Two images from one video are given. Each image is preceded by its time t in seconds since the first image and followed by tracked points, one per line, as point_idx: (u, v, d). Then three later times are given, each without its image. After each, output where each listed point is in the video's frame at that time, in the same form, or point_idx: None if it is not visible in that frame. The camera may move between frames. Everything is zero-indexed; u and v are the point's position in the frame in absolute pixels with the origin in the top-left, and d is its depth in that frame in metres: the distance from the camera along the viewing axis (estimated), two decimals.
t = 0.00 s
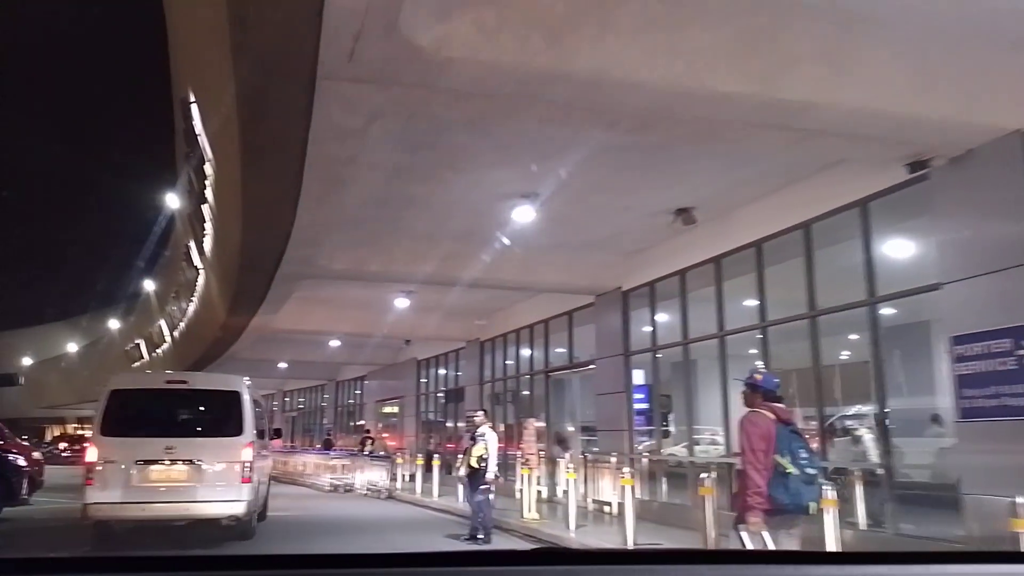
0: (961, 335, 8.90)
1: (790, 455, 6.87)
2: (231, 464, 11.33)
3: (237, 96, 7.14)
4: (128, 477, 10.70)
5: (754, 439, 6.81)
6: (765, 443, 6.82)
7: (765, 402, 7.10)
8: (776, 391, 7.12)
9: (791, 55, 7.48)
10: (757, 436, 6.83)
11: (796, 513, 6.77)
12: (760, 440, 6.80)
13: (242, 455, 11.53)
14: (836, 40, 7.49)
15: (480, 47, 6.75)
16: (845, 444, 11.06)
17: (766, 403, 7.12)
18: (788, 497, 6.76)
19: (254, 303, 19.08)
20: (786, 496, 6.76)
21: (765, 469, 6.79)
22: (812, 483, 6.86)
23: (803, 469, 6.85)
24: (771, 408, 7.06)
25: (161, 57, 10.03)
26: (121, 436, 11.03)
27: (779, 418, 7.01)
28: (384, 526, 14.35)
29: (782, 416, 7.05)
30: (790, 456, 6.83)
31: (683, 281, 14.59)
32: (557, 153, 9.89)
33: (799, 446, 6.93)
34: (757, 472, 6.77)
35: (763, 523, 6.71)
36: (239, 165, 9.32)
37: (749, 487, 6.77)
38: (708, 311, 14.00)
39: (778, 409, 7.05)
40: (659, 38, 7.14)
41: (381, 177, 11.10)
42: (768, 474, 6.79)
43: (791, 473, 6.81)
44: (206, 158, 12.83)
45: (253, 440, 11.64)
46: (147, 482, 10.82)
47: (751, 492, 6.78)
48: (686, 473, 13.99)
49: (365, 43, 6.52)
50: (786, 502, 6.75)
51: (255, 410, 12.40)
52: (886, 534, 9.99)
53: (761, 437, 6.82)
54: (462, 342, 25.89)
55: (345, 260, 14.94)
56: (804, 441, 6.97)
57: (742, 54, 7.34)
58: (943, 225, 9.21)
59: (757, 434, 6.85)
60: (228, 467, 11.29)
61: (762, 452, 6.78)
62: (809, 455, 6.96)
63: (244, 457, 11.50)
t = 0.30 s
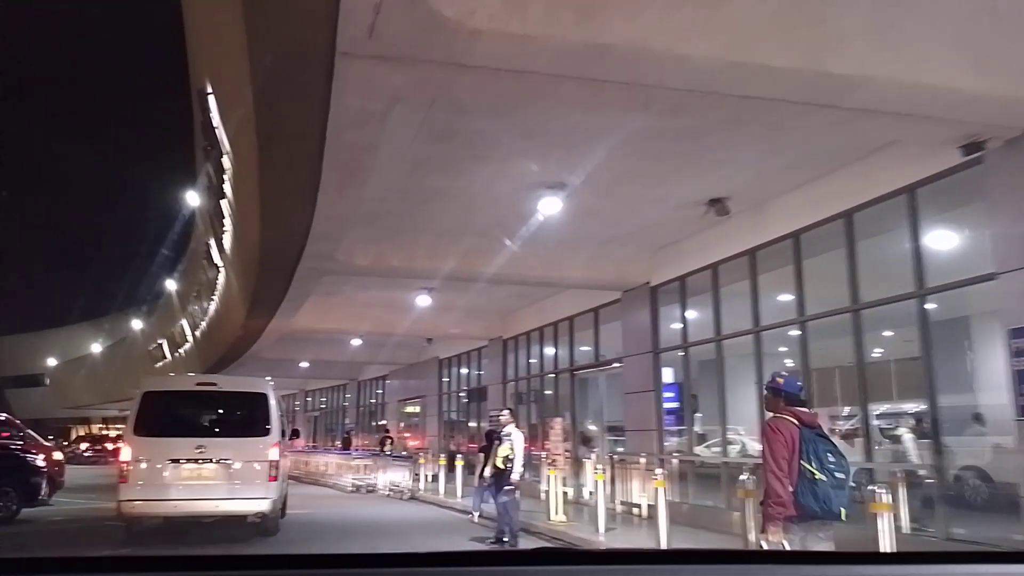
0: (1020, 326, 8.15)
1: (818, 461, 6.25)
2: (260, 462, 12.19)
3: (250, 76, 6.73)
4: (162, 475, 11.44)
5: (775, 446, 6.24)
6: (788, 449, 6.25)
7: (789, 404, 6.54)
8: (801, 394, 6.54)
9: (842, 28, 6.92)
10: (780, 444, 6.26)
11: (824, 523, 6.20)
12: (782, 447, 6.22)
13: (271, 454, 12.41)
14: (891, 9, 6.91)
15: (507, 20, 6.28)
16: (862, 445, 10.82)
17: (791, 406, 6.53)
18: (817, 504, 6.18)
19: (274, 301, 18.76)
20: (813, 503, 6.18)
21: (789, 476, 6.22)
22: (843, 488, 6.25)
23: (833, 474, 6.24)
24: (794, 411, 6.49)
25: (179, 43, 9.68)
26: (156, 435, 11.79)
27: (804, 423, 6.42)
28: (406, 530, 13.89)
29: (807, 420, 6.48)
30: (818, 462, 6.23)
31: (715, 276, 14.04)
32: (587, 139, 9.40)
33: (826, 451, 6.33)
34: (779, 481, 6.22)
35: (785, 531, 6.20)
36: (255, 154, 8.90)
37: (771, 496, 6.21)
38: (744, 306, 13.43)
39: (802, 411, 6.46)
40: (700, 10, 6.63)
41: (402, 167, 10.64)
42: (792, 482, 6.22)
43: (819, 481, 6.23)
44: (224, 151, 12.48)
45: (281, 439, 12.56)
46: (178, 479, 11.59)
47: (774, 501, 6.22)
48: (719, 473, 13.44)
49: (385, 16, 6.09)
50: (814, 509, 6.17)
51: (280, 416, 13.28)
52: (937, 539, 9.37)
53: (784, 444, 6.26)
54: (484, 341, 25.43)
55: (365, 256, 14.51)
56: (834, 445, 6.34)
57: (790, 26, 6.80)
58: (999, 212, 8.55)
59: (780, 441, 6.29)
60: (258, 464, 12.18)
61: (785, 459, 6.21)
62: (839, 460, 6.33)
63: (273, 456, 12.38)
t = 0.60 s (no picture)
0: None
1: (834, 457, 5.92)
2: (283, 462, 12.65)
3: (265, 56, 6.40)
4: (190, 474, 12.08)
5: (791, 443, 5.89)
6: (804, 446, 5.90)
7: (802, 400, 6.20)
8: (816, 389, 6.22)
9: None
10: (796, 439, 5.91)
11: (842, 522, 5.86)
12: (798, 444, 5.87)
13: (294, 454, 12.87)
14: None
15: None
16: (878, 447, 10.90)
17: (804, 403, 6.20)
18: (835, 503, 5.84)
19: (295, 300, 18.44)
20: (831, 501, 5.84)
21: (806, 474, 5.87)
22: (860, 484, 5.92)
23: (850, 471, 5.91)
24: (809, 407, 6.15)
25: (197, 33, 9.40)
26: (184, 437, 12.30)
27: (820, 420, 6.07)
28: (429, 532, 13.50)
29: (821, 415, 6.14)
30: (834, 458, 5.89)
31: (748, 270, 13.51)
32: (617, 125, 8.97)
33: (843, 447, 5.97)
34: (796, 478, 5.85)
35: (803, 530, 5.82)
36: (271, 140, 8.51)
37: (788, 494, 5.84)
38: (779, 301, 12.89)
39: (816, 406, 6.11)
40: None
41: (425, 156, 10.20)
42: (809, 479, 5.87)
43: (837, 478, 5.88)
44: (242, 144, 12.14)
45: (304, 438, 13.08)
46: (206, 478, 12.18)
47: (792, 498, 5.84)
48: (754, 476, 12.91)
49: None
50: (832, 508, 5.83)
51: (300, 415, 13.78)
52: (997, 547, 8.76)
53: (800, 440, 5.90)
54: (507, 340, 25.00)
55: (386, 252, 14.09)
56: (850, 440, 6.01)
57: None
58: None
59: (795, 437, 5.93)
60: (281, 463, 12.65)
61: (801, 456, 5.85)
62: (855, 456, 5.98)
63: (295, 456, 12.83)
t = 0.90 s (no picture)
0: None
1: (861, 463, 5.66)
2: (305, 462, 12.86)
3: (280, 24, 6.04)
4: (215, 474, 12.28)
5: (816, 448, 5.64)
6: (830, 451, 5.65)
7: (829, 403, 5.93)
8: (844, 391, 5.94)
9: None
10: (821, 444, 5.66)
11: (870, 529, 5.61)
12: (824, 449, 5.62)
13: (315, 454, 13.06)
14: None
15: None
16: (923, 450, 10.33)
17: (831, 406, 5.92)
18: (862, 509, 5.58)
19: (314, 299, 18.07)
20: (858, 508, 5.58)
21: (831, 480, 5.62)
22: (888, 491, 5.66)
23: (878, 477, 5.65)
24: (836, 411, 5.88)
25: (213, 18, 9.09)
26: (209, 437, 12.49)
27: (846, 424, 5.80)
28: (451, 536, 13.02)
29: (849, 419, 5.87)
30: (861, 464, 5.63)
31: (783, 264, 12.97)
32: (650, 106, 8.53)
33: (871, 452, 5.71)
34: (820, 484, 5.61)
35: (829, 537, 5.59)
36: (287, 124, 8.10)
37: (813, 500, 5.61)
38: (816, 297, 12.31)
39: (843, 409, 5.84)
40: None
41: (447, 144, 9.76)
42: (835, 485, 5.62)
43: (864, 485, 5.62)
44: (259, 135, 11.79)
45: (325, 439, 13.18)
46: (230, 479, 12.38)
47: (816, 505, 5.62)
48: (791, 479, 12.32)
49: None
50: (859, 515, 5.57)
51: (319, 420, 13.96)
52: None
53: (825, 445, 5.66)
54: (528, 339, 24.53)
55: (407, 248, 13.68)
56: (877, 445, 5.74)
57: None
58: None
59: (820, 442, 5.69)
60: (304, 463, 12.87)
61: (827, 462, 5.60)
62: (884, 462, 5.72)
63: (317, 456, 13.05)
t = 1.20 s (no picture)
0: None
1: (890, 464, 5.37)
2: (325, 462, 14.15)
3: None
4: (242, 472, 13.62)
5: (851, 444, 5.32)
6: (863, 449, 5.33)
7: (857, 400, 5.62)
8: (873, 390, 5.65)
9: None
10: (855, 441, 5.35)
11: (896, 532, 5.33)
12: (858, 445, 5.31)
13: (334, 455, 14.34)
14: None
15: None
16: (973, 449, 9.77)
17: (858, 403, 5.61)
18: (889, 511, 5.31)
19: (334, 297, 17.72)
20: (885, 509, 5.31)
21: (863, 478, 5.30)
22: (914, 494, 5.41)
23: (906, 479, 5.39)
24: (869, 410, 5.56)
25: None
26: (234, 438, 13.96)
27: (878, 422, 5.49)
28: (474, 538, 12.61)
29: (881, 420, 5.56)
30: (891, 464, 5.35)
31: (818, 258, 12.49)
32: (687, 85, 8.14)
33: (900, 452, 5.44)
34: (853, 481, 5.27)
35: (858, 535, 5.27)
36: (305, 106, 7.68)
37: (846, 497, 5.25)
38: (856, 290, 11.79)
39: (876, 408, 5.55)
40: None
41: (472, 130, 9.30)
42: (865, 484, 5.29)
43: (894, 487, 5.34)
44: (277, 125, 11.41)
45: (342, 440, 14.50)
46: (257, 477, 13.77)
47: (848, 503, 5.26)
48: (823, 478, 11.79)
49: None
50: (885, 517, 5.29)
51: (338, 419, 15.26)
52: None
53: (859, 442, 5.34)
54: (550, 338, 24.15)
55: (428, 243, 13.25)
56: (905, 447, 5.48)
57: None
58: None
59: (853, 438, 5.36)
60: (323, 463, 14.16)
61: (861, 458, 5.29)
62: (912, 464, 5.45)
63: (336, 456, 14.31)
